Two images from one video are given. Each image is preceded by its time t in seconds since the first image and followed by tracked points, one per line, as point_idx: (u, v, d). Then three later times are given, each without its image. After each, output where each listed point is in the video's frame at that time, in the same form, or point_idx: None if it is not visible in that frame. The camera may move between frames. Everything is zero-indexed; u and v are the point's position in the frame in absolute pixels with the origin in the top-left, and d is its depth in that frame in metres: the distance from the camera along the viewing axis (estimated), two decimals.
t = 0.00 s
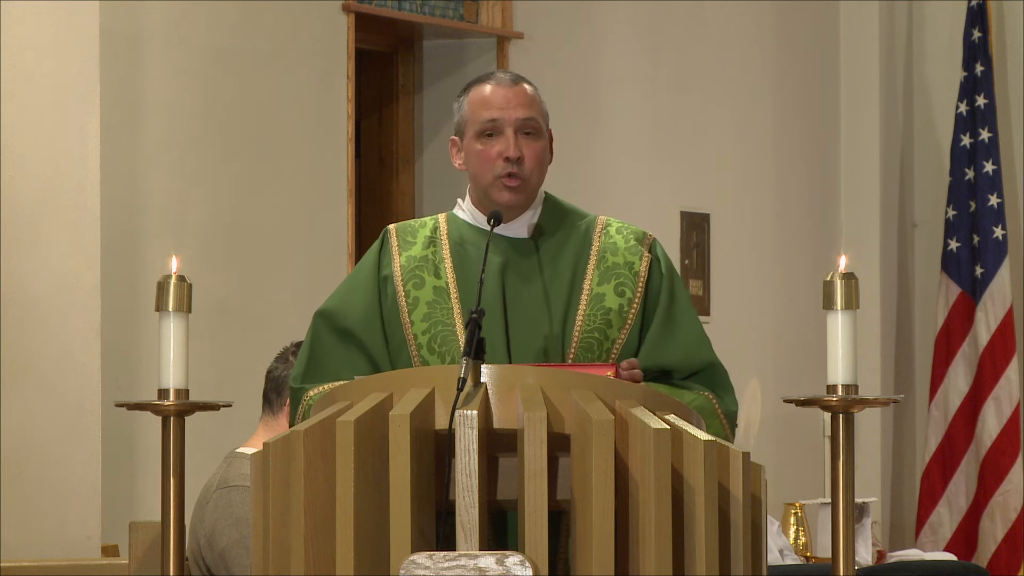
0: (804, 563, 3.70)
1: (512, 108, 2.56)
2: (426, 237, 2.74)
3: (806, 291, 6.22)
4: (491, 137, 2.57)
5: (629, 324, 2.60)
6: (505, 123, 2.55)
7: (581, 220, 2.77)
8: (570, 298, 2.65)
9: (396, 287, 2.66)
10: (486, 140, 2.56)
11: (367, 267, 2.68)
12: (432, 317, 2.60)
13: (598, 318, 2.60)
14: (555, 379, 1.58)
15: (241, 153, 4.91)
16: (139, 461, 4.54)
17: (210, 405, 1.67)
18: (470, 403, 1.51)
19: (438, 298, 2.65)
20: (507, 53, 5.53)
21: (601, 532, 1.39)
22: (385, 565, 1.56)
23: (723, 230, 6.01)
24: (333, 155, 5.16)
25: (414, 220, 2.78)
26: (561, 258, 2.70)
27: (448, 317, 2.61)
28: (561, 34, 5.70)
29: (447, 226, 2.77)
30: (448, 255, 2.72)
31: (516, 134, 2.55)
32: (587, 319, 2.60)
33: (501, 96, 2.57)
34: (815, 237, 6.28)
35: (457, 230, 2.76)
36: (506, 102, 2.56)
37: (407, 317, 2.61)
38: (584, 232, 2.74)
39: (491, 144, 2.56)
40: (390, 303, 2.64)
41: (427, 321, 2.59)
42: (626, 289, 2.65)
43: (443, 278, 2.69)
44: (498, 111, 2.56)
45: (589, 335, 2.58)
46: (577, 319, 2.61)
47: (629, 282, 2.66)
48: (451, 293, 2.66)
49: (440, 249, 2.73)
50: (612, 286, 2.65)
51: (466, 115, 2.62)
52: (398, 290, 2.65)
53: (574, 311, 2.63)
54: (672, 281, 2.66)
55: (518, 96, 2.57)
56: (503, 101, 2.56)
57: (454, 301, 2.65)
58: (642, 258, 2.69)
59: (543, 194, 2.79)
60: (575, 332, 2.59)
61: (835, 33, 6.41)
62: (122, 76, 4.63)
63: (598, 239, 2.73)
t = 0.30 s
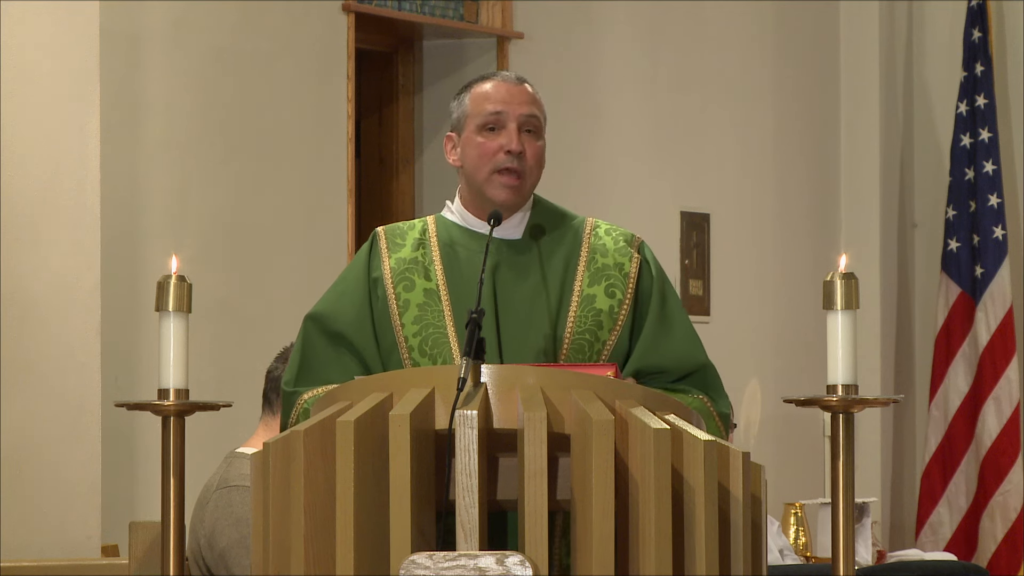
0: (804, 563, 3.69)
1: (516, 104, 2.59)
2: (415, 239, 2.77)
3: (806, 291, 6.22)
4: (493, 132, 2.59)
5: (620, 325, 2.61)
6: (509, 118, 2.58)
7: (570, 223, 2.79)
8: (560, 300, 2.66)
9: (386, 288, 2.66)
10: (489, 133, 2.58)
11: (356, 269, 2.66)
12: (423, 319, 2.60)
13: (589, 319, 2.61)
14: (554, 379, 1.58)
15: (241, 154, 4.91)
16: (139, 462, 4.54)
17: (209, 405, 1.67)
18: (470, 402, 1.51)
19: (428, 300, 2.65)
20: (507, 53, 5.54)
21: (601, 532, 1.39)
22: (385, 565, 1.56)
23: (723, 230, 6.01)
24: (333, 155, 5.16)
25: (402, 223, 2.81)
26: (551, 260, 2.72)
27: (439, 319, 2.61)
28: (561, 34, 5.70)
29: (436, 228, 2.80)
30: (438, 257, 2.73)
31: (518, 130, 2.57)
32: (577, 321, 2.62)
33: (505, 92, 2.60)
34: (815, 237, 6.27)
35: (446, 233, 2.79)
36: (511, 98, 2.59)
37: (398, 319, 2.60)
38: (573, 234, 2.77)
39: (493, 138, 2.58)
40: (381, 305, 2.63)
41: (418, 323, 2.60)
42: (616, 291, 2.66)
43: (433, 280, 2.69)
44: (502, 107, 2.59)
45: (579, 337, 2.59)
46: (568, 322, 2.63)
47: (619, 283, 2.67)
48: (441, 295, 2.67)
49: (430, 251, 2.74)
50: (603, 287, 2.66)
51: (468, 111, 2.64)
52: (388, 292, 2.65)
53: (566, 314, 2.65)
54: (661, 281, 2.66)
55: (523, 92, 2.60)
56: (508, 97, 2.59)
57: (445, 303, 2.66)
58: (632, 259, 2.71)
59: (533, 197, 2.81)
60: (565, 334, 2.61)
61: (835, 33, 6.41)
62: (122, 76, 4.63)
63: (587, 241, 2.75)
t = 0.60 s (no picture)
0: (804, 563, 3.69)
1: (499, 109, 2.60)
2: (410, 243, 2.76)
3: (806, 291, 6.22)
4: (477, 137, 2.60)
5: (615, 330, 2.62)
6: (492, 123, 2.59)
7: (564, 226, 2.80)
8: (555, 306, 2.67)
9: (382, 291, 2.65)
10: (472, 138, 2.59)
11: (352, 271, 2.65)
12: (419, 324, 2.61)
13: (585, 325, 2.62)
14: (555, 379, 1.58)
15: (241, 154, 4.91)
16: (139, 462, 4.54)
17: (209, 406, 1.67)
18: (470, 402, 1.51)
19: (424, 305, 2.66)
20: (507, 53, 5.54)
21: (601, 532, 1.39)
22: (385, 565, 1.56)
23: (723, 230, 6.02)
24: (333, 155, 5.16)
25: (397, 225, 2.80)
26: (546, 265, 2.73)
27: (434, 325, 2.62)
28: (561, 34, 5.71)
29: (431, 231, 2.80)
30: (433, 261, 2.74)
31: (501, 134, 2.58)
32: (573, 327, 2.63)
33: (489, 96, 2.61)
34: (815, 237, 6.27)
35: (441, 236, 2.79)
36: (494, 102, 2.61)
37: (393, 323, 2.61)
38: (567, 239, 2.78)
39: (476, 143, 2.59)
40: (377, 308, 2.63)
41: (413, 328, 2.60)
42: (611, 296, 2.66)
43: (429, 285, 2.70)
44: (485, 112, 2.60)
45: (576, 345, 2.60)
46: (564, 328, 2.64)
47: (614, 289, 2.67)
48: (437, 301, 2.68)
49: (425, 255, 2.75)
50: (598, 293, 2.67)
51: (454, 116, 2.66)
52: (384, 295, 2.65)
53: (562, 320, 2.65)
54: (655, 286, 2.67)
55: (506, 97, 2.62)
56: (491, 102, 2.61)
57: (441, 308, 2.66)
58: (627, 265, 2.72)
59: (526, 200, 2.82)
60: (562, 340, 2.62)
61: (835, 33, 6.41)
62: (122, 76, 4.63)
63: (582, 246, 2.77)
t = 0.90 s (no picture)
0: (804, 563, 3.69)
1: (476, 114, 2.59)
2: (402, 247, 2.77)
3: (806, 291, 6.23)
4: (457, 145, 2.60)
5: (609, 330, 2.63)
6: (471, 131, 2.59)
7: (555, 226, 2.81)
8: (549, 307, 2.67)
9: (376, 297, 2.66)
10: (453, 147, 2.60)
11: (345, 278, 2.66)
12: (413, 330, 2.62)
13: (579, 326, 2.64)
14: (554, 378, 1.58)
15: (241, 154, 4.91)
16: (139, 462, 4.54)
17: (209, 405, 1.67)
18: (471, 402, 1.50)
19: (419, 309, 2.66)
20: (507, 53, 5.54)
21: (601, 532, 1.39)
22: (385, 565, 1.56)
23: (723, 230, 6.02)
24: (333, 155, 5.16)
25: (388, 230, 2.81)
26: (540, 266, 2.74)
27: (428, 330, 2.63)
28: (561, 35, 5.71)
29: (422, 234, 2.81)
30: (426, 264, 2.75)
31: (480, 141, 2.59)
32: (568, 329, 2.64)
33: (466, 103, 2.61)
34: (815, 237, 6.27)
35: (433, 239, 2.79)
36: (471, 108, 2.60)
37: (388, 329, 2.62)
38: (559, 239, 2.79)
39: (457, 151, 2.60)
40: (370, 314, 2.64)
41: (408, 334, 2.61)
42: (605, 296, 2.67)
43: (422, 288, 2.71)
44: (462, 119, 2.59)
45: (570, 346, 2.61)
46: (558, 329, 2.65)
47: (607, 288, 2.68)
48: (431, 305, 2.69)
49: (418, 259, 2.75)
50: (591, 294, 2.68)
51: (432, 124, 2.66)
52: (378, 301, 2.65)
53: (556, 321, 2.66)
54: (646, 284, 2.68)
55: (483, 102, 2.61)
56: (467, 108, 2.60)
57: (435, 312, 2.67)
58: (619, 265, 2.73)
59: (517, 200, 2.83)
60: (557, 340, 2.63)
61: (835, 32, 6.41)
62: (122, 76, 4.63)
63: (574, 246, 2.77)
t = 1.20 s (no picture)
0: (804, 563, 3.69)
1: (463, 150, 2.54)
2: (401, 248, 2.77)
3: (806, 291, 6.22)
4: (450, 180, 2.58)
5: (610, 330, 2.63)
6: (461, 167, 2.55)
7: (554, 226, 2.82)
8: (550, 307, 2.67)
9: (376, 300, 2.66)
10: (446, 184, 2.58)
11: (344, 281, 2.66)
12: (414, 332, 2.62)
13: (580, 326, 2.64)
14: (554, 378, 1.58)
15: (241, 154, 4.91)
16: (139, 462, 4.55)
17: (209, 406, 1.67)
18: (470, 402, 1.50)
19: (419, 311, 2.66)
20: (507, 52, 5.53)
21: (601, 532, 1.39)
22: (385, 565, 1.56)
23: (723, 231, 6.02)
24: (333, 155, 5.16)
25: (388, 231, 2.81)
26: (540, 267, 2.74)
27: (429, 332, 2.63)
28: (561, 34, 5.71)
29: (422, 235, 2.81)
30: (426, 266, 2.74)
31: (472, 176, 2.56)
32: (569, 329, 2.64)
33: (451, 138, 2.54)
34: (815, 237, 6.27)
35: (433, 240, 2.79)
36: (456, 143, 2.54)
37: (389, 331, 2.62)
38: (559, 238, 2.79)
39: (451, 187, 2.58)
40: (371, 317, 2.64)
41: (409, 336, 2.61)
42: (605, 296, 2.67)
43: (422, 290, 2.71)
44: (449, 157, 2.54)
45: (571, 345, 2.61)
46: (559, 330, 2.64)
47: (607, 288, 2.68)
48: (431, 307, 2.69)
49: (418, 261, 2.75)
50: (591, 293, 2.68)
51: (421, 153, 2.61)
52: (379, 303, 2.66)
53: (556, 321, 2.66)
54: (646, 282, 2.69)
55: (467, 134, 2.54)
56: (453, 145, 2.54)
57: (435, 314, 2.67)
58: (619, 264, 2.74)
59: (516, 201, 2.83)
60: (558, 340, 2.63)
61: (835, 32, 6.41)
62: (122, 76, 4.63)
63: (574, 246, 2.78)
